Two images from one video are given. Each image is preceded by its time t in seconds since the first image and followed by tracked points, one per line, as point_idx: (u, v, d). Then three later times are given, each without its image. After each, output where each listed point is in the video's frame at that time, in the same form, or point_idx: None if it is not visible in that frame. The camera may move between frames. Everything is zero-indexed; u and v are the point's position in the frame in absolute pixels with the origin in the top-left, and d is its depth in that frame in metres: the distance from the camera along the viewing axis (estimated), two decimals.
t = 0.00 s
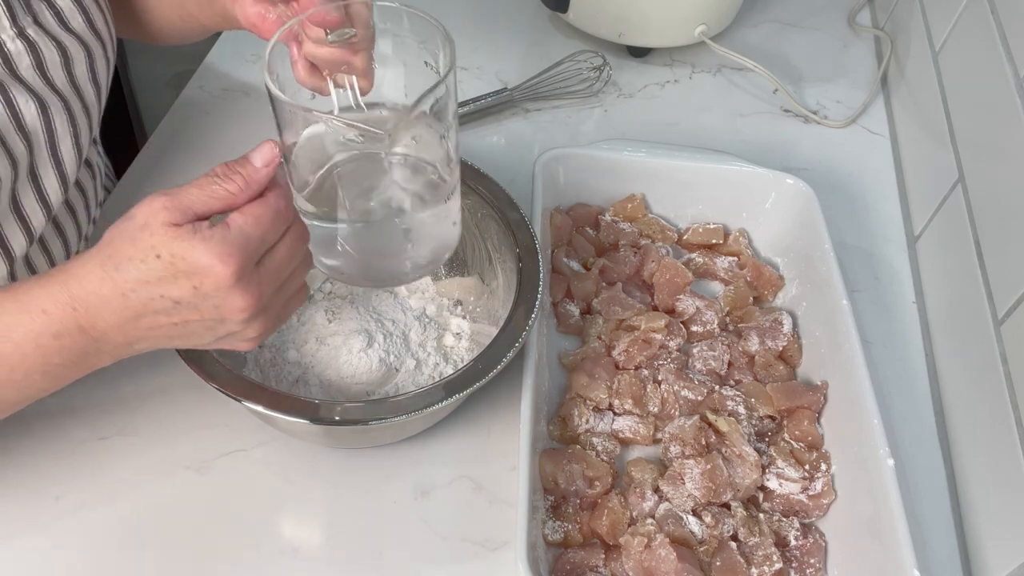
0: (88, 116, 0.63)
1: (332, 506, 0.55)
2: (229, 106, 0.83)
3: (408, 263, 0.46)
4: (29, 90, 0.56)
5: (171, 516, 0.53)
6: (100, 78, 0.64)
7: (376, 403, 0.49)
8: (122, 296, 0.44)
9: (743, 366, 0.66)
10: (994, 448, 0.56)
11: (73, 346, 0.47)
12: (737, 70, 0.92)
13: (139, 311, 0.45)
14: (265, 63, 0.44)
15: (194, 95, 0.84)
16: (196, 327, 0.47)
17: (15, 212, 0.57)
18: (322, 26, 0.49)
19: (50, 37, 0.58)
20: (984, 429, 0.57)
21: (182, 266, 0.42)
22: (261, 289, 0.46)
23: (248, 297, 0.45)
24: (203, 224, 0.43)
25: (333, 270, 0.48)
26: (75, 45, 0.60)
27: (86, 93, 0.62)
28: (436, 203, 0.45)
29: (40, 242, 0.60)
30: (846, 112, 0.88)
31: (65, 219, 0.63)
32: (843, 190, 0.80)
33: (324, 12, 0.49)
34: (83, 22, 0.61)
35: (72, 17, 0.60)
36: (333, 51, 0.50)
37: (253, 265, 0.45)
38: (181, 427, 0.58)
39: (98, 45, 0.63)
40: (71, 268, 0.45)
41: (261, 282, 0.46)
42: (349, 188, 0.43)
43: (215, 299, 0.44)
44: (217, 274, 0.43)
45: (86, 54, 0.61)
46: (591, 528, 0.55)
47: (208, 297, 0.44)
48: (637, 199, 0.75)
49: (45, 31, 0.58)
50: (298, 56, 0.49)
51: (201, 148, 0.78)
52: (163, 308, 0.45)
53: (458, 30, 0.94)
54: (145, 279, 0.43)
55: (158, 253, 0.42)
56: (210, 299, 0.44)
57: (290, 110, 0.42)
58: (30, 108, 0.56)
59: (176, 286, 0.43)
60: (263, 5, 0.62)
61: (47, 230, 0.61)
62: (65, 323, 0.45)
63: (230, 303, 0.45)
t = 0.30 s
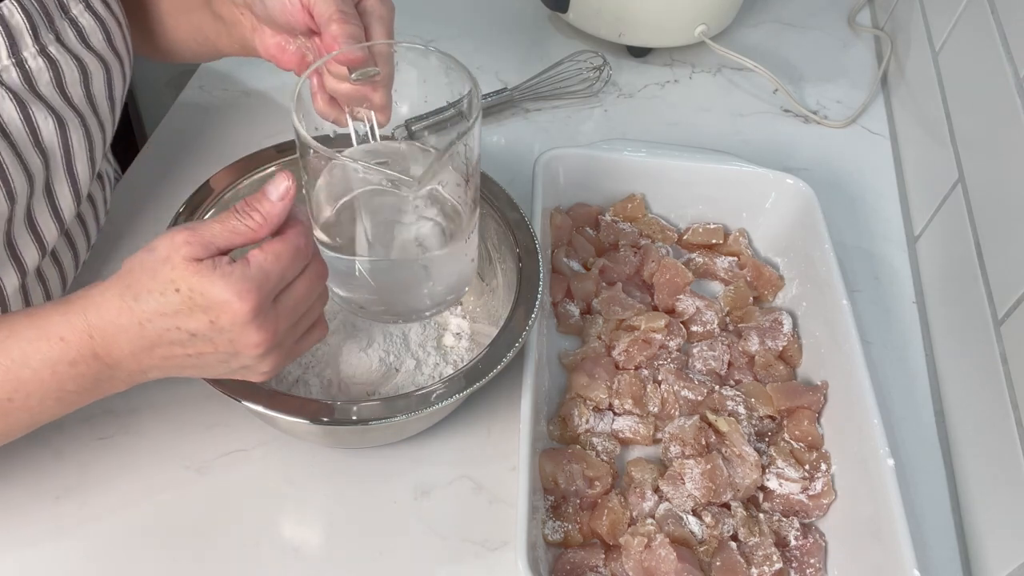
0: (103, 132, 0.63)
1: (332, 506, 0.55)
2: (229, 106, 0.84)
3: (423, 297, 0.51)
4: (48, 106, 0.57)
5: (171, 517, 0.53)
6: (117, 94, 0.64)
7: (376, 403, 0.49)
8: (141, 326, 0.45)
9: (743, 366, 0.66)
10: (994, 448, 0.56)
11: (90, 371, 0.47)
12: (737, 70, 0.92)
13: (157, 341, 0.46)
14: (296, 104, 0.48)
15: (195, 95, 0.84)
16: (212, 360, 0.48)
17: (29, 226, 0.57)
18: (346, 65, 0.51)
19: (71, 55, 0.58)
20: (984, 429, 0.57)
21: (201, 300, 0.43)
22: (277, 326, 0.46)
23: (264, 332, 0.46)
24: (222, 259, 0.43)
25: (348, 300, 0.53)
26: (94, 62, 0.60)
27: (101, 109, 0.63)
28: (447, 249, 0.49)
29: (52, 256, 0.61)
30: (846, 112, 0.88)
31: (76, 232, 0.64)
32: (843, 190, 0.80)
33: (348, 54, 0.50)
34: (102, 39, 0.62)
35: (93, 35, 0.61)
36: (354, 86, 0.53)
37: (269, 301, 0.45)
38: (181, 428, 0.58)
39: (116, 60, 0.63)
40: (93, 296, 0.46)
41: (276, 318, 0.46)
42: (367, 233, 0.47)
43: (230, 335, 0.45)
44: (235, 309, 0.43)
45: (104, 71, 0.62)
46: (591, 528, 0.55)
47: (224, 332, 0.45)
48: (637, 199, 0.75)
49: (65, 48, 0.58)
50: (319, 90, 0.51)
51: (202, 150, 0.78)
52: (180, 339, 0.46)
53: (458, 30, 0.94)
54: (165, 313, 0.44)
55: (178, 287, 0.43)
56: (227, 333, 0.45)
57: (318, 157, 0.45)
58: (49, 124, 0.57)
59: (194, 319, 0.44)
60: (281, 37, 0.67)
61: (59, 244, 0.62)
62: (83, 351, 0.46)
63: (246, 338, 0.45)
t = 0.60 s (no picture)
0: (110, 134, 0.63)
1: (332, 506, 0.55)
2: (229, 106, 0.84)
3: (432, 311, 0.50)
4: (57, 111, 0.57)
5: (171, 517, 0.53)
6: (125, 97, 0.64)
7: (376, 403, 0.49)
8: (146, 334, 0.46)
9: (743, 366, 0.66)
10: (994, 448, 0.56)
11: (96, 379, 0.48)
12: (737, 70, 0.92)
13: (161, 350, 0.47)
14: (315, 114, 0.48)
15: (195, 95, 0.84)
16: (213, 368, 0.48)
17: (35, 229, 0.57)
18: (364, 76, 0.51)
19: (80, 58, 0.58)
20: (984, 429, 0.57)
21: (209, 304, 0.44)
22: (282, 334, 0.47)
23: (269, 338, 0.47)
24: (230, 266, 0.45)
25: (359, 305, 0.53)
26: (103, 66, 0.60)
27: (109, 111, 0.62)
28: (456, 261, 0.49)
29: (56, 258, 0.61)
30: (846, 112, 0.88)
31: (81, 235, 0.64)
32: (843, 191, 0.80)
33: (366, 63, 0.50)
34: (111, 43, 0.62)
35: (102, 39, 0.61)
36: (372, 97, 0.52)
37: (274, 307, 0.46)
38: (180, 428, 0.58)
39: (124, 64, 0.63)
40: (95, 306, 0.46)
41: (281, 326, 0.47)
42: (375, 243, 0.47)
43: (235, 340, 0.46)
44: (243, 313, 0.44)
45: (112, 74, 0.61)
46: (591, 528, 0.55)
47: (229, 337, 0.46)
48: (637, 199, 0.75)
49: (74, 52, 0.58)
50: (335, 100, 0.51)
51: (205, 150, 0.78)
52: (184, 347, 0.46)
53: (458, 30, 0.94)
54: (169, 318, 0.45)
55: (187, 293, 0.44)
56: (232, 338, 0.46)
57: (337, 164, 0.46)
58: (57, 128, 0.57)
59: (200, 325, 0.45)
60: (294, 47, 0.67)
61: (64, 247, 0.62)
62: (86, 360, 0.47)
63: (250, 344, 0.46)
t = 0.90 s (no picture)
0: (102, 134, 0.64)
1: (332, 506, 0.55)
2: (229, 107, 0.83)
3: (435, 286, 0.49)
4: (50, 111, 0.57)
5: (171, 516, 0.53)
6: (117, 95, 0.64)
7: (376, 403, 0.49)
8: (20, 336, 0.43)
9: (743, 366, 0.66)
10: (995, 448, 0.56)
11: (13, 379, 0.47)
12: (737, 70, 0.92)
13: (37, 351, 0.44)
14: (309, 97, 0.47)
15: (195, 95, 0.84)
16: (93, 364, 0.45)
17: (27, 227, 0.59)
18: (361, 52, 0.50)
19: (71, 57, 0.58)
20: (984, 429, 0.57)
21: (71, 300, 0.41)
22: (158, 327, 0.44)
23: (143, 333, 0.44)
24: (94, 262, 0.41)
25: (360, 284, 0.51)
26: (95, 65, 0.60)
27: (100, 111, 0.62)
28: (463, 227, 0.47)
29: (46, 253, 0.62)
30: (846, 112, 0.88)
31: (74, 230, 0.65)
32: (843, 191, 0.80)
33: (363, 40, 0.49)
34: (103, 41, 0.61)
35: (93, 37, 0.60)
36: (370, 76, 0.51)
37: (143, 302, 0.43)
38: (181, 428, 0.58)
39: (117, 62, 0.63)
40: None
41: (155, 320, 0.44)
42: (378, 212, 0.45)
43: (104, 336, 0.43)
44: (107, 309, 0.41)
45: (104, 74, 0.61)
46: (591, 528, 0.55)
47: (98, 334, 0.43)
48: (637, 199, 0.75)
49: (67, 50, 0.58)
50: (336, 83, 0.51)
51: (205, 150, 0.78)
52: (55, 346, 0.44)
53: (458, 30, 0.94)
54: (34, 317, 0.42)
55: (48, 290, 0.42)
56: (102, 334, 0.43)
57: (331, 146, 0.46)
58: (50, 129, 0.57)
59: (62, 322, 0.42)
60: (296, 33, 0.66)
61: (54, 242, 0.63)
62: None
63: (123, 338, 0.43)
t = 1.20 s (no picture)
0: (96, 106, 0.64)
1: (332, 506, 0.55)
2: (230, 105, 0.82)
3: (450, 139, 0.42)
4: (48, 83, 0.58)
5: (171, 517, 0.53)
6: (105, 67, 0.65)
7: (377, 403, 0.49)
8: (37, 240, 0.49)
9: (743, 366, 0.66)
10: (994, 447, 0.56)
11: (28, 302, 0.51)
12: (737, 70, 0.92)
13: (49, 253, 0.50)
14: None
15: (194, 95, 0.82)
16: (106, 252, 0.53)
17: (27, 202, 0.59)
18: None
19: (60, 29, 0.59)
20: (984, 429, 0.57)
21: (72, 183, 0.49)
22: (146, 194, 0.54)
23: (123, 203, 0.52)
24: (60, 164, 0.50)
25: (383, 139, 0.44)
26: (83, 36, 0.61)
27: (93, 82, 0.63)
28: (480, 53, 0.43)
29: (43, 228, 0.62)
30: (846, 112, 0.88)
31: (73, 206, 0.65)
32: (843, 191, 0.80)
33: None
34: (87, 13, 0.62)
35: (77, 8, 0.61)
36: None
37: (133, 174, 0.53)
38: (181, 429, 0.58)
39: (103, 35, 0.64)
40: None
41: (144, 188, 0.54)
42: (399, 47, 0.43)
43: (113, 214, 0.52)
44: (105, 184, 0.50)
45: (92, 44, 0.62)
46: (591, 528, 0.55)
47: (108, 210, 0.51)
48: (637, 199, 0.75)
49: (56, 24, 0.59)
50: None
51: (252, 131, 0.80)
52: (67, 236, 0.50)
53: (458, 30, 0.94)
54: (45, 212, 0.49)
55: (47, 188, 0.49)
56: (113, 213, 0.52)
57: None
58: (50, 101, 0.57)
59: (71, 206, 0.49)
60: None
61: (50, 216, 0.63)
62: None
63: (132, 210, 0.52)
